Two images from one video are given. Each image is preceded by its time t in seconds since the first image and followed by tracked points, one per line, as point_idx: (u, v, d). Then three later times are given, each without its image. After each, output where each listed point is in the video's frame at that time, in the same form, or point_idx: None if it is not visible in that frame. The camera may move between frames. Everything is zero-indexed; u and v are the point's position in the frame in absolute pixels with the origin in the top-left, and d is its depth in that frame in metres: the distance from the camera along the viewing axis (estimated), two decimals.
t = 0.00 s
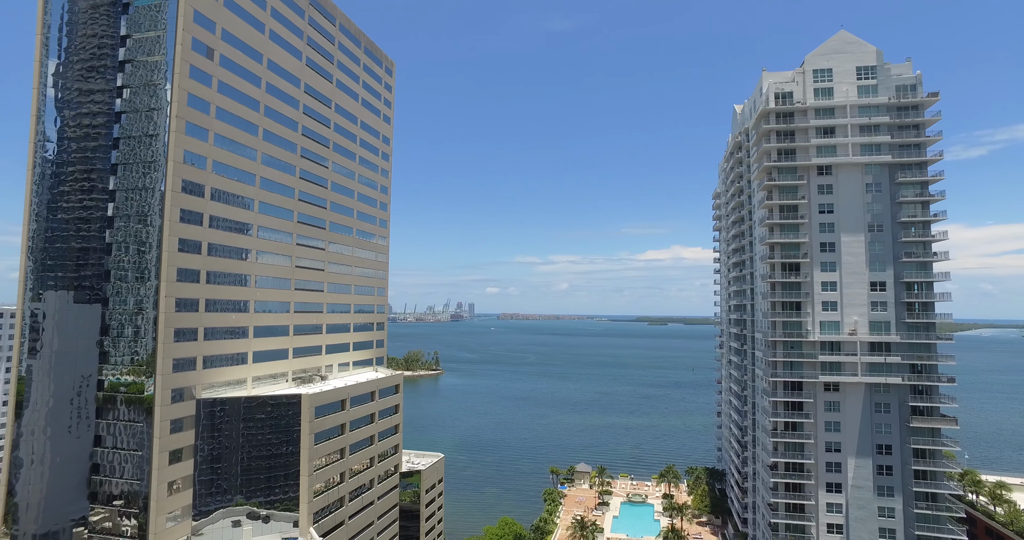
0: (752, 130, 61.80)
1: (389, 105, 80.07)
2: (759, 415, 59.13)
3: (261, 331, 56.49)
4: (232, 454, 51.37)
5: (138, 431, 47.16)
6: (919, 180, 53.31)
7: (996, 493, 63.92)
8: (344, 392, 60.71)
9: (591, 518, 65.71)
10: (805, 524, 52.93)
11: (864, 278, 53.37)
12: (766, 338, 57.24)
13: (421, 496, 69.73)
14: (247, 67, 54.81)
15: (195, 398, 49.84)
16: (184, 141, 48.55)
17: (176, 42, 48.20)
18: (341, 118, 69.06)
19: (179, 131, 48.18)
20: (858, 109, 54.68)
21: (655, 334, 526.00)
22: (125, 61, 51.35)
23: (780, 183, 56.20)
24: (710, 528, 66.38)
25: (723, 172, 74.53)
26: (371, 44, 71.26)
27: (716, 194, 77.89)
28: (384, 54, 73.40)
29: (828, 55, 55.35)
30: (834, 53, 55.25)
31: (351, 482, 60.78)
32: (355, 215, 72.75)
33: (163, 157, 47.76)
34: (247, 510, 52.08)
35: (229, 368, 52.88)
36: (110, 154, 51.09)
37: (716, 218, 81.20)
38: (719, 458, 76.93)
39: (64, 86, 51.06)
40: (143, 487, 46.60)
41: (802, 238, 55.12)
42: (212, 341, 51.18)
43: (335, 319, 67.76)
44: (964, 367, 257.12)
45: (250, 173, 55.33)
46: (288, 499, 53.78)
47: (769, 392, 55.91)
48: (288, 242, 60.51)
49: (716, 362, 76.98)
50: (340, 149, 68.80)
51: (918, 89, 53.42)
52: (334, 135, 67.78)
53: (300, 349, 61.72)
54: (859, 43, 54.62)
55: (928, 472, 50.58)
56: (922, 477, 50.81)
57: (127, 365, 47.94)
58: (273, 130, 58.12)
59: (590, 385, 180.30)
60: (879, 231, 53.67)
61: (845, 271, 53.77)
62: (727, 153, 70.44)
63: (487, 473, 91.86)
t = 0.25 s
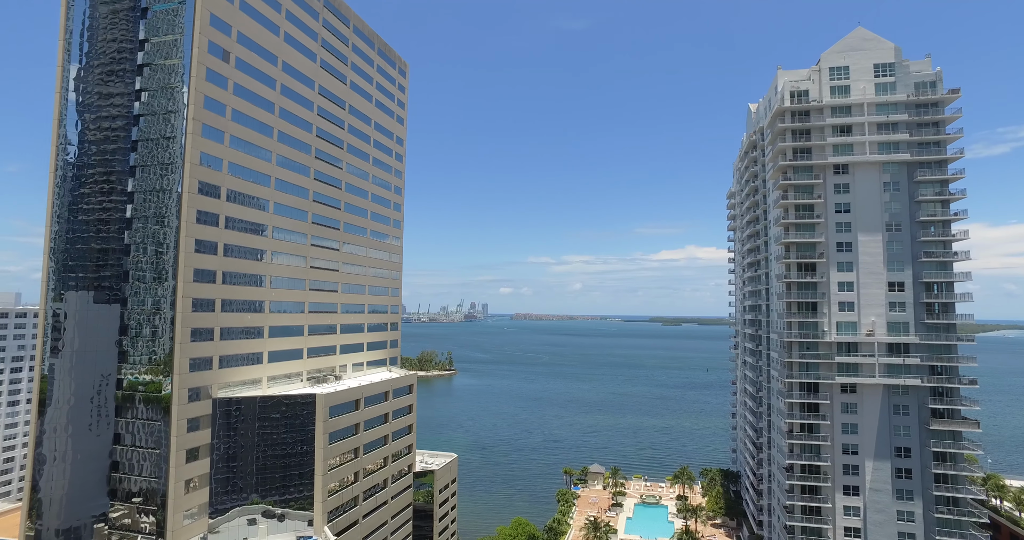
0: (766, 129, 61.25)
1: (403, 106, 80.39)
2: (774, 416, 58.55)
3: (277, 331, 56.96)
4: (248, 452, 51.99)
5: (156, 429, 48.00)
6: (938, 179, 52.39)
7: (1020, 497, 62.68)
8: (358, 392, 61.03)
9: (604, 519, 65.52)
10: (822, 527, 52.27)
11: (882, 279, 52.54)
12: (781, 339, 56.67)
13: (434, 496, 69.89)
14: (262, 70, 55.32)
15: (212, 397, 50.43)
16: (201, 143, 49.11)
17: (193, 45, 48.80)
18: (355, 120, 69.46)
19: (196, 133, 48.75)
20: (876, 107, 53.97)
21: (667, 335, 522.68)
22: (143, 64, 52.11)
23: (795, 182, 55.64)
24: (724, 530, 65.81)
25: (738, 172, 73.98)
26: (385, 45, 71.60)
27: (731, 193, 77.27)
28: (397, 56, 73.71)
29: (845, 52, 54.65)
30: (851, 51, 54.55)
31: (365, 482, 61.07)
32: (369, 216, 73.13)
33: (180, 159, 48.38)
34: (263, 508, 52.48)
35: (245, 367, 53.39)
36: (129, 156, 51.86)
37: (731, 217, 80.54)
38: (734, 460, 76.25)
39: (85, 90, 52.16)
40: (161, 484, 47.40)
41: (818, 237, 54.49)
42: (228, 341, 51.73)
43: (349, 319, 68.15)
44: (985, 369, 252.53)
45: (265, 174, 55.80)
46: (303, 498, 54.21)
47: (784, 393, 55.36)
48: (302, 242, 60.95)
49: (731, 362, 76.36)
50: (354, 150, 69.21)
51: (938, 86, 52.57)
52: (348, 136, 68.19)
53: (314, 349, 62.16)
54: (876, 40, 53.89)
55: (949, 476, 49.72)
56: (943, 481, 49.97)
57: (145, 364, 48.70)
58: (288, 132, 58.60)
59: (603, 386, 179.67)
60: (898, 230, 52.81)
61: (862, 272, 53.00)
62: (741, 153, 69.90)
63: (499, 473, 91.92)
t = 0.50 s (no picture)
0: (781, 128, 60.70)
1: (416, 107, 80.73)
2: (790, 417, 57.96)
3: (291, 331, 57.35)
4: (263, 451, 52.36)
5: (173, 428, 48.56)
6: (958, 177, 51.52)
7: None
8: (371, 392, 61.31)
9: (617, 520, 65.28)
10: (838, 531, 51.62)
11: (900, 279, 51.72)
12: (796, 339, 56.12)
13: (448, 496, 70.09)
14: (277, 72, 55.81)
15: (227, 396, 50.94)
16: (216, 144, 49.66)
17: (209, 48, 49.37)
18: (368, 121, 69.83)
19: (211, 135, 49.31)
20: (893, 105, 53.24)
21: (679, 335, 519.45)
22: (160, 68, 52.83)
23: (810, 182, 55.12)
24: (739, 532, 65.27)
25: (752, 171, 73.39)
26: (398, 46, 71.90)
27: (745, 193, 76.68)
28: (410, 57, 74.01)
29: (861, 49, 53.99)
30: (868, 48, 53.87)
31: (378, 481, 61.31)
32: (382, 217, 73.50)
33: (196, 160, 48.97)
34: (277, 507, 52.88)
35: (260, 367, 53.82)
36: (146, 158, 52.56)
37: (745, 217, 79.89)
38: (748, 461, 75.57)
39: (104, 93, 53.00)
40: (178, 482, 47.98)
41: (834, 237, 53.92)
42: (243, 341, 52.23)
43: (362, 319, 68.51)
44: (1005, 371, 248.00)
45: (279, 175, 56.27)
46: (317, 497, 54.61)
47: (800, 394, 54.84)
48: (316, 243, 61.37)
49: (745, 363, 75.75)
50: (367, 151, 69.58)
51: (958, 82, 51.76)
52: (361, 137, 68.58)
53: (329, 349, 62.55)
54: (894, 36, 53.20)
55: (971, 479, 48.61)
56: (965, 485, 48.92)
57: (162, 364, 49.35)
58: (302, 133, 59.05)
59: (616, 386, 179.08)
60: (915, 230, 51.99)
61: (880, 272, 52.30)
62: (756, 152, 69.32)
63: (512, 473, 91.94)
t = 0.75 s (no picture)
0: (795, 127, 60.15)
1: (428, 107, 81.00)
2: (804, 419, 57.36)
3: (304, 330, 57.73)
4: (276, 450, 52.75)
5: (189, 426, 49.17)
6: (977, 175, 50.70)
7: None
8: (384, 392, 61.53)
9: (630, 521, 64.99)
10: (854, 534, 50.97)
11: (918, 278, 50.89)
12: (811, 340, 55.56)
13: (460, 495, 70.22)
14: (290, 73, 56.24)
15: (241, 395, 51.42)
16: (231, 146, 50.14)
17: (223, 51, 49.89)
18: (381, 121, 70.15)
19: (226, 137, 49.83)
20: (911, 102, 52.49)
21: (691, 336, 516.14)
22: (176, 70, 53.48)
23: (825, 181, 54.60)
24: (753, 534, 64.68)
25: (766, 170, 72.74)
26: (410, 47, 72.15)
27: (759, 192, 76.07)
28: (422, 58, 74.24)
29: (878, 46, 53.33)
30: (885, 44, 53.20)
31: (390, 481, 61.53)
32: (395, 217, 73.81)
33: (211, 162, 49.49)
34: (291, 505, 53.17)
35: (274, 366, 54.23)
36: (162, 160, 53.25)
37: (759, 216, 79.23)
38: (762, 463, 74.87)
39: (121, 96, 53.94)
40: (193, 480, 48.52)
41: (849, 237, 53.35)
42: (257, 340, 52.67)
43: (375, 319, 68.82)
44: None
45: (293, 176, 56.67)
46: (330, 496, 54.95)
47: (814, 395, 54.31)
48: (329, 243, 61.73)
49: (760, 364, 75.10)
50: (380, 152, 69.90)
51: (978, 78, 50.86)
52: (374, 138, 68.90)
53: (341, 349, 62.89)
54: (911, 33, 52.47)
55: (992, 483, 47.76)
56: (986, 489, 48.01)
57: (178, 363, 49.91)
58: (315, 134, 59.44)
59: (628, 387, 178.36)
60: (934, 229, 51.15)
61: (897, 271, 51.54)
62: (769, 150, 68.68)
63: (523, 473, 91.88)
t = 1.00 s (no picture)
0: (810, 125, 59.56)
1: (440, 108, 81.18)
2: (820, 420, 56.73)
3: (318, 330, 58.09)
4: (291, 449, 53.15)
5: (204, 425, 49.63)
6: (998, 172, 49.87)
7: None
8: (397, 391, 61.76)
9: (643, 522, 64.61)
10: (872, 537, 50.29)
11: (937, 278, 50.08)
12: (827, 340, 54.95)
13: (473, 495, 70.29)
14: (304, 75, 56.63)
15: (256, 395, 51.88)
16: (245, 147, 50.59)
17: (238, 53, 50.37)
18: (393, 122, 70.41)
19: (241, 138, 50.29)
20: (929, 99, 51.73)
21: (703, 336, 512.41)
22: (191, 73, 54.10)
23: (840, 179, 53.98)
24: (768, 536, 64.05)
25: (780, 169, 72.06)
26: (422, 48, 72.30)
27: (773, 191, 75.44)
28: (435, 58, 74.37)
29: (895, 43, 52.68)
30: (902, 41, 52.53)
31: (404, 480, 61.75)
32: (408, 218, 74.05)
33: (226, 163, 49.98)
34: (305, 504, 53.52)
35: (288, 366, 54.65)
36: (178, 161, 53.87)
37: (773, 216, 78.54)
38: (778, 464, 74.14)
39: (139, 99, 54.86)
40: (209, 478, 49.03)
41: (865, 236, 52.74)
42: (272, 340, 53.12)
43: (389, 319, 69.10)
44: None
45: (307, 177, 57.05)
46: (344, 495, 55.25)
47: (830, 396, 53.71)
48: (343, 244, 62.09)
49: (774, 364, 74.42)
50: (393, 152, 70.18)
51: (999, 74, 49.95)
52: (387, 139, 69.18)
53: (355, 349, 63.24)
54: (929, 28, 51.75)
55: (1018, 488, 46.10)
56: (1010, 494, 46.47)
57: (194, 363, 50.42)
58: (329, 135, 59.80)
59: (640, 387, 177.53)
60: (953, 227, 50.29)
61: (914, 271, 50.79)
62: (784, 149, 68.02)
63: (536, 473, 91.86)
